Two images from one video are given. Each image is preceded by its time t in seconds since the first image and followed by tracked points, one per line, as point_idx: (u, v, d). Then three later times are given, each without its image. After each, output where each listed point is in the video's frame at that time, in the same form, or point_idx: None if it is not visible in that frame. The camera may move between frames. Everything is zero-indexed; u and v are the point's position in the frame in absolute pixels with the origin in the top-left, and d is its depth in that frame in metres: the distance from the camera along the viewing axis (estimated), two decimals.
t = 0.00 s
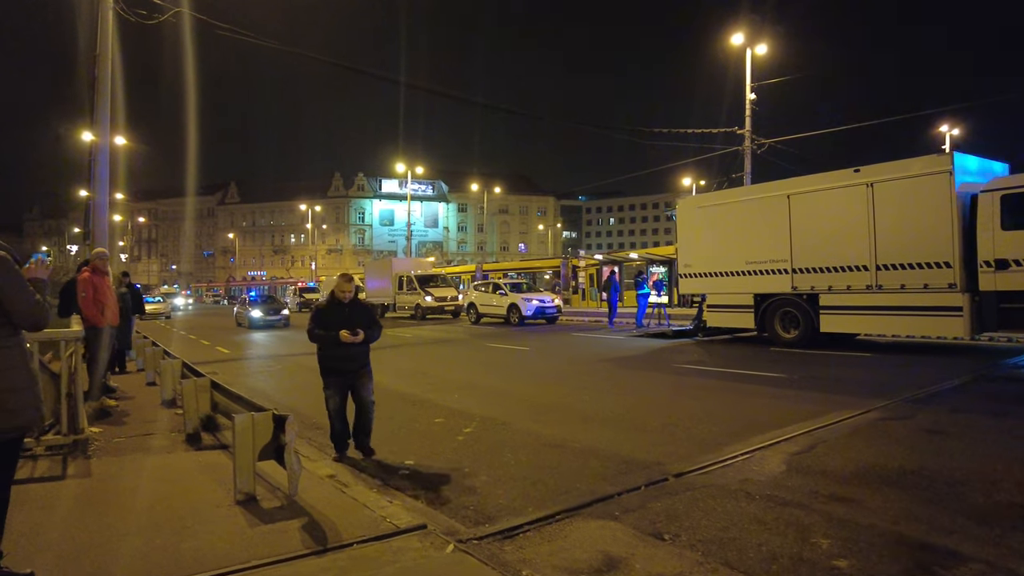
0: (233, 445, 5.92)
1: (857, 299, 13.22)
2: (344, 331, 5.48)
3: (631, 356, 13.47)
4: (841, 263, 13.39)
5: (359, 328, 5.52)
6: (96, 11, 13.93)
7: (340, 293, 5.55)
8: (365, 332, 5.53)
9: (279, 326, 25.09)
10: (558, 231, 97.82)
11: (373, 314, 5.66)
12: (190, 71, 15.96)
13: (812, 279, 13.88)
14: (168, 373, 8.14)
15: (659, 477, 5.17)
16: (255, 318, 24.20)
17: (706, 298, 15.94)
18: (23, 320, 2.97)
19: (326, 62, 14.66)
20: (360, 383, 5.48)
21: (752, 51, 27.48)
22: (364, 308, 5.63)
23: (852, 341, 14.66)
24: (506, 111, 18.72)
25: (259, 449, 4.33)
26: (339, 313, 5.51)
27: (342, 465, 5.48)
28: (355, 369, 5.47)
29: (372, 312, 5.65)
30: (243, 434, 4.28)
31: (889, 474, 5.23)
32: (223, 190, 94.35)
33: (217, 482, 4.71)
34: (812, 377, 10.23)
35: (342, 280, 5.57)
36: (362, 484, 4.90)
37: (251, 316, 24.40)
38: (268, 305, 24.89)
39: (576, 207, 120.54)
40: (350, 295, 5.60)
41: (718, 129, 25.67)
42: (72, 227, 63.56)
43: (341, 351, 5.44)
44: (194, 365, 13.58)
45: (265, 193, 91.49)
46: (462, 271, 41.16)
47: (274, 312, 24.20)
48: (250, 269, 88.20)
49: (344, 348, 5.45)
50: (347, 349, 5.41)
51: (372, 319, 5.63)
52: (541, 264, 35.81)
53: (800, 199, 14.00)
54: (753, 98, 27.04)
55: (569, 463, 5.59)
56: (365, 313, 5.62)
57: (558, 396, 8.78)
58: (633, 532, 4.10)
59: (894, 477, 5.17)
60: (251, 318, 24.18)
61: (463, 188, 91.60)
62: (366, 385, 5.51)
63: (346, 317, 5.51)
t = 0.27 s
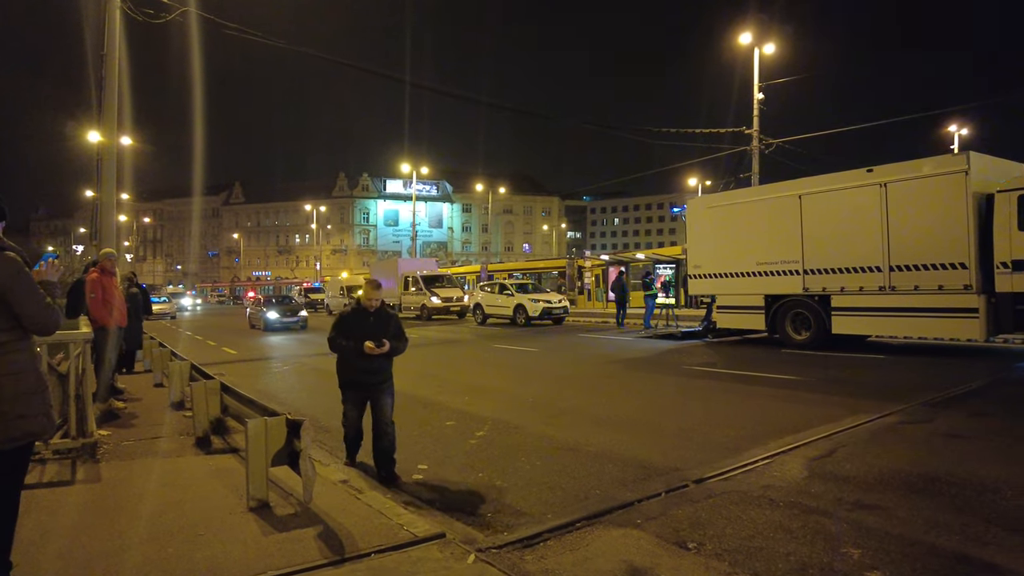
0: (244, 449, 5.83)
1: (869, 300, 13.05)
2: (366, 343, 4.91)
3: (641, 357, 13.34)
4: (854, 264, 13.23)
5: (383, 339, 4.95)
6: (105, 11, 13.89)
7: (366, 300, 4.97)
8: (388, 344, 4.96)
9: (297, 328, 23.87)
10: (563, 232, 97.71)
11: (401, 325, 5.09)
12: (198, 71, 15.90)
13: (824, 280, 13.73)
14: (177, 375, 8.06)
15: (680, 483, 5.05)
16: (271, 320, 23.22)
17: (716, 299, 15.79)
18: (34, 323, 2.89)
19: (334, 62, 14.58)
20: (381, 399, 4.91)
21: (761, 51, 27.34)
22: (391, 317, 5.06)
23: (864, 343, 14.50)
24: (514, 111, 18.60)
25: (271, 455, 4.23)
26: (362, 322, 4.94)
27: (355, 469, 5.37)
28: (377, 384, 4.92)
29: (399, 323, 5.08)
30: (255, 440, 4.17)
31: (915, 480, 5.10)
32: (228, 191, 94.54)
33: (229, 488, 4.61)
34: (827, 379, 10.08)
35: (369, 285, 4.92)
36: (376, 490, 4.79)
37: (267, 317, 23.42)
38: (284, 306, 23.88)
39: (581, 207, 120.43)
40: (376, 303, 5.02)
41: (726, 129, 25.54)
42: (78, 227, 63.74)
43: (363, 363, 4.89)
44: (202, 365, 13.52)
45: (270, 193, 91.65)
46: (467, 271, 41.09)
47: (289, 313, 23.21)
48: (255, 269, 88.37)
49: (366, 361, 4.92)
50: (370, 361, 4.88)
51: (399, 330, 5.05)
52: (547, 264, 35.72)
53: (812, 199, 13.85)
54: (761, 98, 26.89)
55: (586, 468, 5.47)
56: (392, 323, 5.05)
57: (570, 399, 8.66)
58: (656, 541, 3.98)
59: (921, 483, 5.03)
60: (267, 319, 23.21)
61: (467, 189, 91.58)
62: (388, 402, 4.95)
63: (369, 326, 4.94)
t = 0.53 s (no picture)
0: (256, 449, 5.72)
1: (886, 298, 12.85)
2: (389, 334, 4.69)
3: (653, 356, 13.17)
4: (870, 261, 13.03)
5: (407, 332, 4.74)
6: (112, 10, 13.83)
7: (389, 289, 4.76)
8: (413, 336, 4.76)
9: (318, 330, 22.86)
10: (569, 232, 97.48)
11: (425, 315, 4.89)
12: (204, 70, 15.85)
13: (839, 277, 13.52)
14: (185, 375, 7.96)
15: (704, 484, 4.91)
16: (290, 322, 22.09)
17: (729, 297, 15.60)
18: (40, 316, 2.77)
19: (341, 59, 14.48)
20: (405, 395, 4.67)
21: (770, 48, 27.11)
22: (414, 308, 4.86)
23: (880, 341, 14.29)
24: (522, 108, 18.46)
25: (284, 454, 4.11)
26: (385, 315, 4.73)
27: (369, 470, 5.25)
28: (403, 379, 4.70)
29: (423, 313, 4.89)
30: (268, 440, 4.05)
31: (948, 480, 4.93)
32: (235, 192, 94.75)
33: (242, 488, 4.51)
34: (846, 378, 9.89)
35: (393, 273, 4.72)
36: (392, 491, 4.66)
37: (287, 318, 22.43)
38: (304, 307, 22.76)
39: (587, 207, 120.16)
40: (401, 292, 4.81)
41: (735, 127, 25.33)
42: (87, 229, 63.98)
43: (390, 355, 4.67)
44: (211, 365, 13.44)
45: (277, 194, 91.79)
46: (474, 271, 40.96)
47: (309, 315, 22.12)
48: (262, 270, 88.57)
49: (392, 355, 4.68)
50: (393, 355, 4.67)
51: (423, 321, 4.86)
52: (553, 264, 35.54)
53: (826, 195, 13.64)
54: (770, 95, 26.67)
55: (606, 469, 5.33)
56: (416, 314, 4.86)
57: (585, 398, 8.50)
58: (683, 543, 3.84)
59: (954, 483, 4.86)
60: (285, 321, 22.09)
61: (473, 189, 91.50)
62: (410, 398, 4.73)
63: (394, 318, 4.72)
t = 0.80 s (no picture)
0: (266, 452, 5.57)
1: (907, 296, 12.56)
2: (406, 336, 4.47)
3: (668, 356, 12.94)
4: (890, 258, 12.74)
5: (425, 333, 4.51)
6: (122, 8, 13.76)
7: (403, 288, 4.53)
8: (431, 337, 4.53)
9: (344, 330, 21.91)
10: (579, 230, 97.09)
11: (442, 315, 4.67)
12: (214, 68, 15.77)
13: (858, 275, 13.23)
14: (194, 375, 7.84)
15: (732, 491, 4.71)
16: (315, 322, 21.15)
17: (744, 296, 15.34)
18: (37, 314, 2.60)
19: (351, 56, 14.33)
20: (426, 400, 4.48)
21: (784, 43, 26.74)
22: (432, 308, 4.64)
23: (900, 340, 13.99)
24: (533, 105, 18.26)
25: (295, 459, 3.95)
26: (400, 315, 4.52)
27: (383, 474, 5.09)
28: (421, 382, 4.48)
29: (442, 313, 4.67)
30: (279, 444, 3.89)
31: (988, 486, 4.69)
32: (245, 192, 95.12)
33: (251, 493, 4.36)
34: (869, 378, 9.62)
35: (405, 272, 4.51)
36: (406, 497, 4.50)
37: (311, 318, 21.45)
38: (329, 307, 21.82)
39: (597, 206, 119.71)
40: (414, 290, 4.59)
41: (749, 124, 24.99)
42: (100, 230, 64.39)
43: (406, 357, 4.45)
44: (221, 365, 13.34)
45: (287, 194, 92.04)
46: (484, 270, 40.79)
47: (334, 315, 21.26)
48: (273, 270, 88.86)
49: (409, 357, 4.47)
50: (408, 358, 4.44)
51: (441, 322, 4.64)
52: (564, 263, 35.30)
53: (844, 192, 13.37)
54: (784, 91, 26.30)
55: (627, 474, 5.14)
56: (433, 314, 4.63)
57: (601, 399, 8.30)
58: (713, 553, 3.64)
59: (995, 489, 4.63)
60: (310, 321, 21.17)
61: (482, 188, 91.33)
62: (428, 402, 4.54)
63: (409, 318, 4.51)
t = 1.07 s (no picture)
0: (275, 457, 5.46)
1: (926, 297, 12.32)
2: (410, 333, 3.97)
3: (681, 357, 12.77)
4: (909, 258, 12.50)
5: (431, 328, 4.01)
6: (132, 8, 13.75)
7: (404, 280, 4.01)
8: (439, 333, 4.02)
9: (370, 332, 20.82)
10: (588, 230, 96.89)
11: (451, 309, 4.16)
12: (224, 68, 15.74)
13: (876, 275, 12.99)
14: (203, 377, 7.75)
15: (756, 500, 4.55)
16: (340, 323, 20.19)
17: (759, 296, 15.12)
18: (35, 321, 2.48)
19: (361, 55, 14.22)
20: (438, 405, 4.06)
21: (797, 40, 26.42)
22: (439, 301, 4.14)
23: (919, 341, 13.74)
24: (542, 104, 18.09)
25: (305, 468, 3.82)
26: (403, 309, 4.02)
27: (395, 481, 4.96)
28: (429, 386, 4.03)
29: (451, 306, 4.17)
30: (288, 453, 3.76)
31: None
32: (255, 192, 95.56)
33: (260, 502, 4.24)
34: (889, 380, 9.42)
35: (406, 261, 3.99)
36: (420, 505, 4.37)
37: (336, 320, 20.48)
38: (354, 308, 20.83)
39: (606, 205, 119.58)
40: (418, 282, 4.06)
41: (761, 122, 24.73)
42: (111, 230, 64.86)
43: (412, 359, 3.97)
44: (231, 366, 13.28)
45: (297, 194, 92.40)
46: (494, 270, 40.74)
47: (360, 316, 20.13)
48: (283, 269, 89.27)
49: (415, 357, 3.98)
50: (412, 359, 3.97)
51: (449, 317, 4.14)
52: (574, 262, 35.14)
53: (862, 190, 13.12)
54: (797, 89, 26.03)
55: (646, 482, 4.99)
56: (441, 307, 4.13)
57: (616, 402, 8.14)
58: (739, 568, 3.49)
59: None
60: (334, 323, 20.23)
61: (492, 188, 91.28)
62: (442, 406, 4.08)
63: (412, 312, 4.01)
